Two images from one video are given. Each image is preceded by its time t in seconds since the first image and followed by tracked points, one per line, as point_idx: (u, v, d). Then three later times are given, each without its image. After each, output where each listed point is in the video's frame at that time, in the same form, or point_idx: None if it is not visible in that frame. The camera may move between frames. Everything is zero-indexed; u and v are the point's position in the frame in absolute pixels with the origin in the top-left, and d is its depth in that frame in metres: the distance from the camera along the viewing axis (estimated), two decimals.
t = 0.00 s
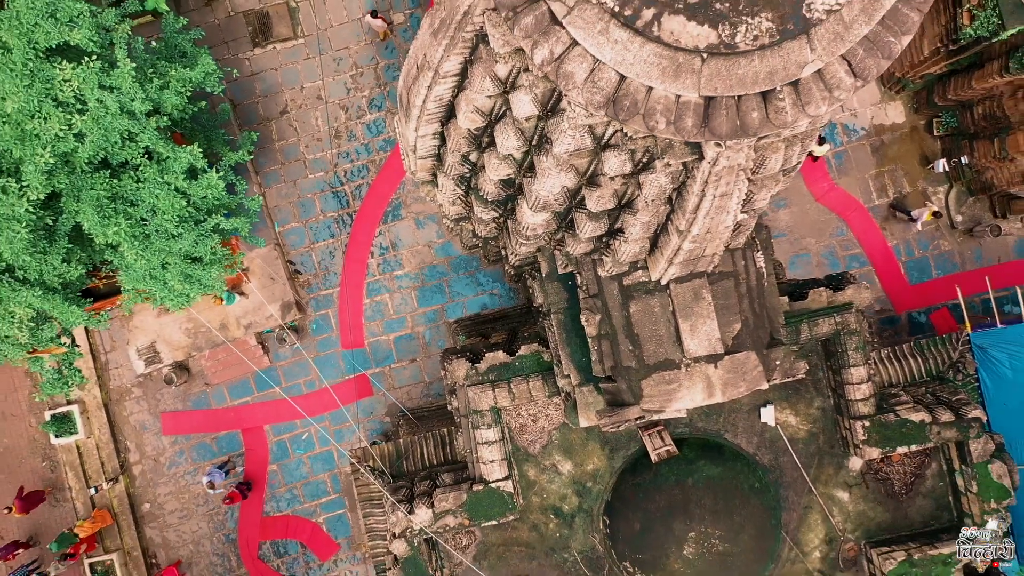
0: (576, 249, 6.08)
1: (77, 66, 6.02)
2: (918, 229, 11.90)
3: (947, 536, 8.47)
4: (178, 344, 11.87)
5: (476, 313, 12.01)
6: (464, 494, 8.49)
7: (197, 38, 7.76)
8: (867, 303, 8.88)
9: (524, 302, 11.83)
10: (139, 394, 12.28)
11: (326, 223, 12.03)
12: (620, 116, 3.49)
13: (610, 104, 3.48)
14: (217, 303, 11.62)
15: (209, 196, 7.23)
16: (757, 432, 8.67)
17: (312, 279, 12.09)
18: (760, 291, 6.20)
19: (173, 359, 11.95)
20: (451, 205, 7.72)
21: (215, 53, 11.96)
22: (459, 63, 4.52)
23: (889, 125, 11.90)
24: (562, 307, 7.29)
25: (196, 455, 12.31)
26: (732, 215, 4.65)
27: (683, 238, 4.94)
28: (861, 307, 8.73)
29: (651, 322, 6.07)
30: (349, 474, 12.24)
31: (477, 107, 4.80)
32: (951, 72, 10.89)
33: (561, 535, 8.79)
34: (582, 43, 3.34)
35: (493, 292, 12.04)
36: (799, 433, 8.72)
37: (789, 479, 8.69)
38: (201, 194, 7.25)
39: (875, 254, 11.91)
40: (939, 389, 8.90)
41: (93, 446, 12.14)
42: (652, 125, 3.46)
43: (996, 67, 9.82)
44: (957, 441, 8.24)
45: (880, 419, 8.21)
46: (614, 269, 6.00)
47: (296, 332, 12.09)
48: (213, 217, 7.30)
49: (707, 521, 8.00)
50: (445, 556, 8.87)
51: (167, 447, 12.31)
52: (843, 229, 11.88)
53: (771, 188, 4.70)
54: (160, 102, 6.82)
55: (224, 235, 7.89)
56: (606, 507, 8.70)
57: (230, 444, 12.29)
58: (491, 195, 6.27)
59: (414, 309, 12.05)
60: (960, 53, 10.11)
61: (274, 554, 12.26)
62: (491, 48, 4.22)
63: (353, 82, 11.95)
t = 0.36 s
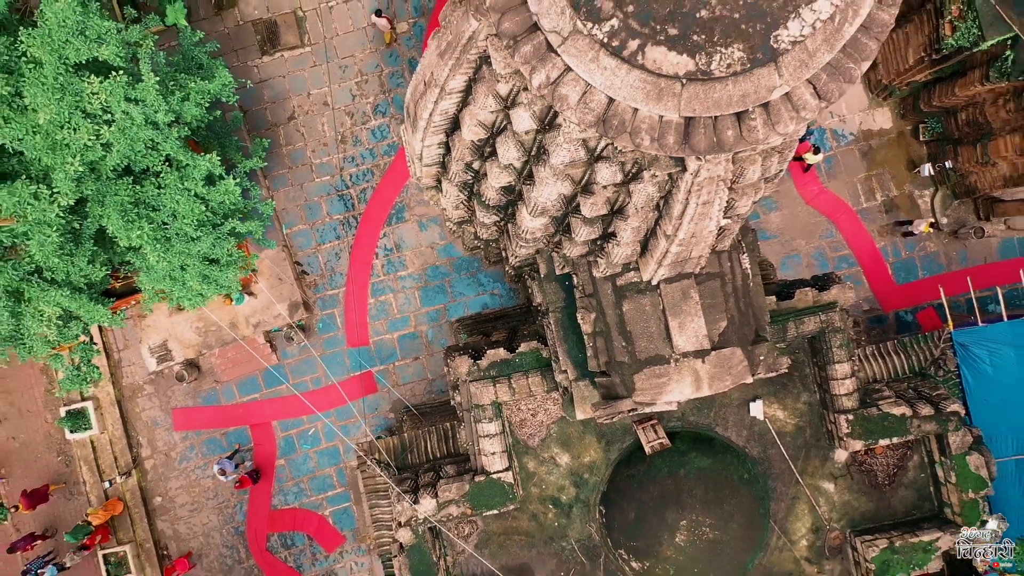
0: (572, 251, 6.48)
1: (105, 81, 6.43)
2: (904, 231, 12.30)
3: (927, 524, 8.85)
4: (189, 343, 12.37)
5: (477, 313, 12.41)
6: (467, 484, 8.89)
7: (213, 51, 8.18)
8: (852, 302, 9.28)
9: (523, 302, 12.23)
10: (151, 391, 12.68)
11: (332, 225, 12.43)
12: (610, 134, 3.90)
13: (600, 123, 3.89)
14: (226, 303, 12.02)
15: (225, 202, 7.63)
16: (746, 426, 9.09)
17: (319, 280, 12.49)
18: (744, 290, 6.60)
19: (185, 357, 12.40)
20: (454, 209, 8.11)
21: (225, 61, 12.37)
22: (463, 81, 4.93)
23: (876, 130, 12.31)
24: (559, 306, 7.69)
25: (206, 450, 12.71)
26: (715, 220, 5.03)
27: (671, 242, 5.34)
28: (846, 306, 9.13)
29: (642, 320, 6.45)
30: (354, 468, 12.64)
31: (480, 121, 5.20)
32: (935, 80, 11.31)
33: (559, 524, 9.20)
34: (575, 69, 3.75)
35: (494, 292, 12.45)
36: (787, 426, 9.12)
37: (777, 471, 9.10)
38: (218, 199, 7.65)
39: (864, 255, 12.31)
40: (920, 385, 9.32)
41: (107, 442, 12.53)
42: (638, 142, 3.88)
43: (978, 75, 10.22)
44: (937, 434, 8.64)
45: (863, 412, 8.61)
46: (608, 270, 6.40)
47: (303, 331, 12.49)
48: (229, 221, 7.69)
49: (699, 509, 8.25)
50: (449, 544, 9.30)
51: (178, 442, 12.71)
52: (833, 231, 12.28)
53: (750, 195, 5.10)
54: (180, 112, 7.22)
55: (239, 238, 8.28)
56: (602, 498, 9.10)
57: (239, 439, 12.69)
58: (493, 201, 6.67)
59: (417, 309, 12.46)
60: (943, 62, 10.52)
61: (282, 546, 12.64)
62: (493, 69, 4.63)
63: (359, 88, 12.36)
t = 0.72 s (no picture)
0: (568, 252, 6.91)
1: (131, 93, 6.87)
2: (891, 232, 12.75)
3: (908, 511, 9.29)
4: (201, 340, 12.81)
5: (478, 311, 12.85)
6: (469, 474, 9.31)
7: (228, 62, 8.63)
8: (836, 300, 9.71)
9: (523, 300, 12.67)
10: (163, 387, 13.11)
11: (338, 226, 12.88)
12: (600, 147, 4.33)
13: (591, 138, 4.33)
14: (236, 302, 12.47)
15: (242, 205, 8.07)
16: (736, 418, 9.53)
17: (325, 279, 12.94)
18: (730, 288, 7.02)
19: (196, 354, 12.87)
20: (457, 211, 8.53)
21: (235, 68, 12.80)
22: (468, 96, 5.36)
23: (864, 135, 12.74)
24: (557, 304, 8.12)
25: (216, 444, 13.15)
26: (699, 224, 5.46)
27: (659, 244, 5.78)
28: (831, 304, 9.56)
29: (634, 317, 6.88)
30: (359, 461, 13.07)
31: (483, 132, 5.64)
32: (920, 87, 11.74)
33: (557, 512, 9.64)
34: (569, 90, 4.19)
35: (494, 291, 12.88)
36: (774, 419, 9.55)
37: (765, 461, 9.54)
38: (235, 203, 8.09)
39: (852, 256, 12.74)
40: (902, 380, 9.74)
41: (121, 436, 12.95)
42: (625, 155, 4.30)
43: (960, 82, 10.64)
44: (918, 426, 9.07)
45: (847, 405, 9.04)
46: (601, 270, 6.83)
47: (311, 329, 12.92)
48: (245, 223, 8.14)
49: (690, 497, 8.55)
50: (452, 532, 9.74)
51: (189, 436, 13.15)
52: (822, 232, 12.71)
53: (731, 201, 5.53)
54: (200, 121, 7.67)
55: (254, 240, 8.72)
56: (598, 487, 9.54)
57: (248, 433, 13.13)
58: (494, 205, 7.10)
59: (420, 307, 12.90)
60: (926, 70, 10.98)
61: (290, 537, 13.07)
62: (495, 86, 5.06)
63: (364, 95, 12.79)
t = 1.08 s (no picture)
0: (565, 253, 7.33)
1: (154, 103, 7.31)
2: (878, 233, 13.20)
3: (890, 500, 9.73)
4: (212, 337, 13.26)
5: (479, 309, 13.29)
6: (471, 464, 9.74)
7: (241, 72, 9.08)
8: (822, 298, 10.14)
9: (523, 299, 13.11)
10: (174, 382, 13.56)
11: (344, 227, 13.33)
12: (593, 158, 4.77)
13: (584, 149, 4.78)
14: (246, 300, 12.91)
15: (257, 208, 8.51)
16: (726, 411, 9.96)
17: (332, 279, 13.38)
18: (718, 286, 7.47)
19: (207, 350, 13.32)
20: (460, 213, 8.95)
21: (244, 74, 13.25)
22: (471, 108, 5.80)
23: (852, 139, 13.18)
24: (554, 302, 8.56)
25: (226, 438, 13.59)
26: (685, 227, 5.90)
27: (649, 245, 6.23)
28: (817, 302, 10.00)
29: (626, 313, 7.31)
30: (365, 455, 13.52)
31: (484, 141, 6.09)
32: (905, 93, 12.19)
33: (555, 501, 10.08)
34: (564, 105, 4.63)
35: (495, 290, 13.33)
36: (763, 412, 9.98)
37: (754, 452, 9.97)
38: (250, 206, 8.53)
39: (841, 256, 13.18)
40: (885, 374, 10.18)
41: (134, 430, 13.40)
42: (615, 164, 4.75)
43: (943, 89, 11.11)
44: (899, 418, 9.53)
45: (832, 399, 9.47)
46: (595, 270, 7.27)
47: (317, 326, 13.36)
48: (259, 225, 8.58)
49: (681, 486, 9.08)
50: (455, 520, 10.18)
51: (199, 430, 13.59)
52: (812, 233, 13.15)
53: (715, 205, 5.97)
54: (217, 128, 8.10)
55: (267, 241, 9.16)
56: (595, 477, 9.97)
57: (257, 428, 13.57)
58: (495, 207, 7.53)
59: (424, 306, 13.34)
60: (911, 78, 11.44)
61: (297, 528, 13.52)
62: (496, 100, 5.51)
63: (369, 100, 13.24)
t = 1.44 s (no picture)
0: (561, 253, 7.75)
1: (173, 111, 7.76)
2: (866, 234, 13.63)
3: (874, 490, 10.16)
4: (221, 335, 13.70)
5: (480, 308, 13.71)
6: (472, 456, 10.17)
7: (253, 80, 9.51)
8: (809, 296, 10.57)
9: (522, 298, 13.52)
10: (184, 379, 13.99)
11: (348, 228, 13.75)
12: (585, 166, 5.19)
13: (577, 158, 5.20)
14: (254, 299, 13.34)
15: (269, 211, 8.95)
16: (717, 405, 10.39)
17: (337, 278, 13.81)
18: (706, 284, 7.89)
19: (216, 348, 13.76)
20: (462, 215, 9.36)
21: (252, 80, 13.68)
22: (473, 118, 6.22)
23: (841, 143, 13.61)
24: (551, 299, 8.97)
25: (234, 432, 14.01)
26: (673, 229, 6.32)
27: (639, 246, 6.65)
28: (804, 300, 10.43)
29: (619, 310, 7.73)
30: (369, 449, 13.93)
31: (485, 149, 6.51)
32: (891, 98, 12.62)
33: (553, 491, 10.50)
34: (559, 118, 5.06)
35: (495, 289, 13.75)
36: (752, 405, 10.40)
37: (744, 444, 10.40)
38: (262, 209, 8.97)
39: (830, 256, 13.61)
40: (870, 370, 10.61)
41: (145, 425, 13.81)
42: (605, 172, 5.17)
43: (927, 94, 11.47)
44: (882, 411, 9.96)
45: (817, 392, 9.91)
46: (590, 269, 7.69)
47: (323, 324, 13.78)
48: (271, 227, 9.01)
49: (674, 476, 9.44)
50: (456, 509, 10.61)
51: (208, 425, 14.01)
52: (802, 234, 13.58)
53: (700, 208, 6.40)
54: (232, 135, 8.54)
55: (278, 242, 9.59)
56: (591, 468, 10.40)
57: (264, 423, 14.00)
58: (495, 210, 7.95)
59: (426, 304, 13.77)
60: (896, 84, 11.87)
61: (304, 520, 13.95)
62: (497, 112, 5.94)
63: (373, 105, 13.67)
